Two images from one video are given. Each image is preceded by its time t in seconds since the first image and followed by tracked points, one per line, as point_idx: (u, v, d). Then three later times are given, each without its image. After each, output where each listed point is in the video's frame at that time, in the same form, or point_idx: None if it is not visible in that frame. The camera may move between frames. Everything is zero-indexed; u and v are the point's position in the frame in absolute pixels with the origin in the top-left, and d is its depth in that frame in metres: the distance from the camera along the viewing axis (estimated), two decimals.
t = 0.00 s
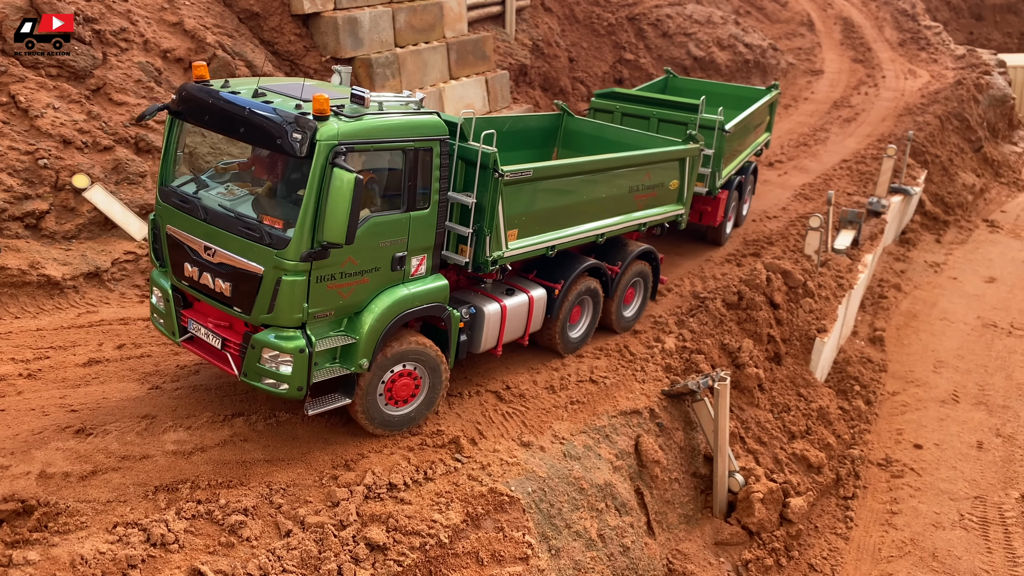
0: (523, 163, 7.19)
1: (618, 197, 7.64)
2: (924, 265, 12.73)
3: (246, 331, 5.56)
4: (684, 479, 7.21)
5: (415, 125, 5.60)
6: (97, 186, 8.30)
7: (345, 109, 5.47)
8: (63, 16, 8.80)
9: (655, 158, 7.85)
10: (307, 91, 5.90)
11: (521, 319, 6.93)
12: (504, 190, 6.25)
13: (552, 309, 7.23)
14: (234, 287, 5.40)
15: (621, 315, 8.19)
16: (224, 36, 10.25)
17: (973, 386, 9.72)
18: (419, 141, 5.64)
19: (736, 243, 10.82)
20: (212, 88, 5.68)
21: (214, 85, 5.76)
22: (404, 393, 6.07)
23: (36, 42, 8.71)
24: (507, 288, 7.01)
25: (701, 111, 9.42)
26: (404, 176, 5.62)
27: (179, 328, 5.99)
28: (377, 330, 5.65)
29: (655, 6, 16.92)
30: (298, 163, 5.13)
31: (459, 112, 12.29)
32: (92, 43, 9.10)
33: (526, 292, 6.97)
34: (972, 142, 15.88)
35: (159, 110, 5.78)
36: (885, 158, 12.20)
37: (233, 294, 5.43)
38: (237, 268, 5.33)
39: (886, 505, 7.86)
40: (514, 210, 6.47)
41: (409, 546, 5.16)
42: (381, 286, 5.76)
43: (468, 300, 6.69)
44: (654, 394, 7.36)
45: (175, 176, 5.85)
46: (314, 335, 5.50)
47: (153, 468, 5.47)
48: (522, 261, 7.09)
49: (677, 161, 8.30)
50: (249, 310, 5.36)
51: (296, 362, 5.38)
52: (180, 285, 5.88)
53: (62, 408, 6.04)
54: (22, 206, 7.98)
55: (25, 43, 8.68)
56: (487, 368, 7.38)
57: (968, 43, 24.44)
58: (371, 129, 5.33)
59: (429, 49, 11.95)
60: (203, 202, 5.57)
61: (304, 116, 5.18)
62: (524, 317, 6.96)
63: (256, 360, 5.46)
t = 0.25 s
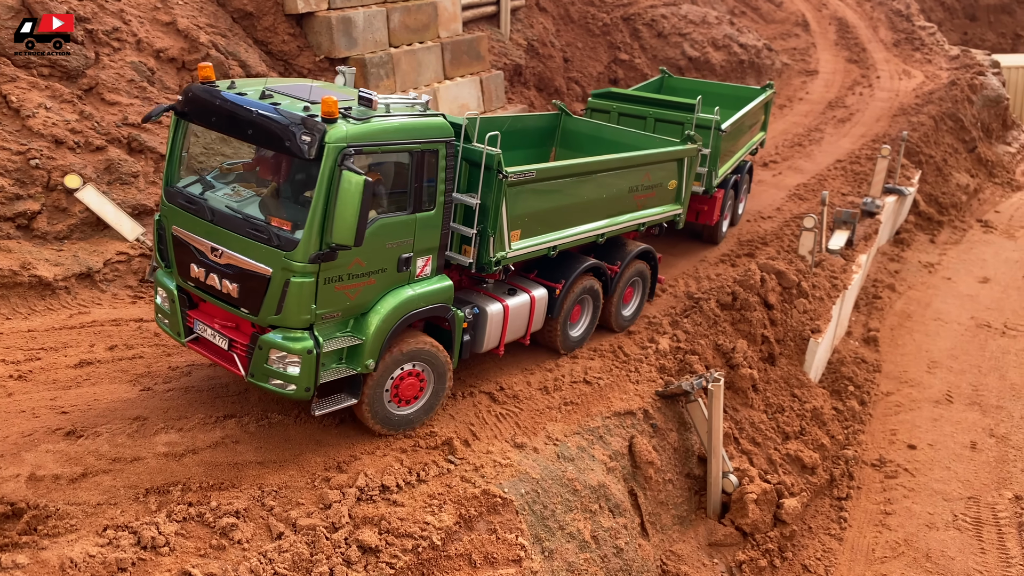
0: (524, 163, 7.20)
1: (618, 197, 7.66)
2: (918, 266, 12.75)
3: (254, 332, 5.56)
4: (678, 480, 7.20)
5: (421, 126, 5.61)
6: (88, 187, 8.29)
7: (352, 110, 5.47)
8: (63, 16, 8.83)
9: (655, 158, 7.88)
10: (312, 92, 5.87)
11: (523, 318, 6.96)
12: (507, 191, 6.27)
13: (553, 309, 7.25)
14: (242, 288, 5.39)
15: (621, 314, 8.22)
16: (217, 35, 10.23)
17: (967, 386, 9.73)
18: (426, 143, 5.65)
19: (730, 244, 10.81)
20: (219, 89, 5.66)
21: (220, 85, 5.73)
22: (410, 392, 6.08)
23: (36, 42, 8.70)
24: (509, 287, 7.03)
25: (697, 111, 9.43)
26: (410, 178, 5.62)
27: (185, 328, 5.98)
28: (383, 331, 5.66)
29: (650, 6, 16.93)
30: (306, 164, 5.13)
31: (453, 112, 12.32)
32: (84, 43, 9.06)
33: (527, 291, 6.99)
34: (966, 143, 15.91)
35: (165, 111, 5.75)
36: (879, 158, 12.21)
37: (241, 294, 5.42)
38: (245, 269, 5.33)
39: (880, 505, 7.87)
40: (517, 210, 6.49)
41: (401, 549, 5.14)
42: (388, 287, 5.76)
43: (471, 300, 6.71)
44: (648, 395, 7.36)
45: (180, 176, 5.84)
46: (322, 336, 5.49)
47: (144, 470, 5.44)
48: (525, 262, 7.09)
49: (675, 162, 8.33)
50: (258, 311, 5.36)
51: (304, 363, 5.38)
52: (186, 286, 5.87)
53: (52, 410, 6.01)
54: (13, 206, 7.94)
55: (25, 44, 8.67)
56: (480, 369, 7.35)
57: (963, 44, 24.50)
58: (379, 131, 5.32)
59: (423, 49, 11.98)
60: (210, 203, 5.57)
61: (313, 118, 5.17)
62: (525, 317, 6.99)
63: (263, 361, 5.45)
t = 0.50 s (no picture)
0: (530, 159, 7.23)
1: (622, 193, 7.71)
2: (913, 264, 12.77)
3: (269, 326, 5.57)
4: (672, 477, 7.19)
5: (436, 123, 5.64)
6: (82, 183, 8.24)
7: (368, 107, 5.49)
8: (63, 16, 8.84)
9: (657, 155, 7.93)
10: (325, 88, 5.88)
11: (529, 313, 7.02)
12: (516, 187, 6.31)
13: (558, 304, 7.30)
14: (257, 283, 5.40)
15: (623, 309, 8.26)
16: (212, 32, 10.21)
17: (962, 384, 9.74)
18: (440, 139, 5.68)
19: (726, 241, 10.80)
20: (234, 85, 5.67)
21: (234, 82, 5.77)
22: (422, 384, 6.11)
23: (36, 42, 8.71)
24: (515, 283, 7.07)
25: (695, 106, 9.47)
26: (424, 174, 5.65)
27: (199, 323, 5.98)
28: (397, 325, 5.68)
29: (646, 5, 16.94)
30: (321, 160, 5.17)
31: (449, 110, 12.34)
32: (78, 39, 9.02)
33: (534, 286, 7.04)
34: (961, 142, 15.93)
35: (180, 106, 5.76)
36: (874, 157, 12.21)
37: (256, 289, 5.43)
38: (261, 264, 5.34)
39: (875, 502, 7.87)
40: (524, 206, 6.53)
41: (395, 545, 5.11)
42: (401, 282, 5.78)
43: (479, 295, 6.74)
44: (643, 392, 7.34)
45: (194, 172, 5.82)
46: (337, 330, 5.51)
47: (136, 466, 5.40)
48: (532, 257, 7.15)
49: (677, 158, 8.38)
50: (274, 306, 5.38)
51: (321, 357, 5.41)
52: (200, 281, 5.86)
53: (44, 406, 5.98)
54: (6, 202, 7.90)
55: (25, 43, 8.70)
56: (475, 366, 7.33)
57: (958, 44, 24.55)
58: (395, 128, 5.35)
59: (418, 47, 11.99)
60: (225, 198, 5.57)
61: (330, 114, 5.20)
62: (532, 312, 7.04)
63: (278, 355, 5.46)
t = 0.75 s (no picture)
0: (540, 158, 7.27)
1: (629, 190, 7.78)
2: (910, 264, 12.78)
3: (290, 323, 5.57)
4: (670, 476, 7.17)
5: (454, 122, 5.67)
6: (77, 181, 8.20)
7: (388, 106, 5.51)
8: (63, 16, 8.80)
9: (663, 153, 8.01)
10: (342, 87, 5.88)
11: (540, 310, 7.05)
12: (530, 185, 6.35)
13: (567, 301, 7.34)
14: (278, 280, 5.40)
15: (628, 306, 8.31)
16: (208, 31, 10.20)
17: (959, 384, 9.74)
18: (457, 138, 5.70)
19: (723, 241, 10.79)
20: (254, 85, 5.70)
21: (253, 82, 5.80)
22: (438, 380, 6.13)
23: (36, 42, 8.66)
24: (526, 279, 7.10)
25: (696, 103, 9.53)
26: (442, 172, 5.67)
27: (218, 320, 5.99)
28: (415, 323, 5.69)
29: (643, 5, 16.94)
30: (340, 158, 5.20)
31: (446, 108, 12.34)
32: (74, 36, 8.97)
33: (544, 283, 7.08)
34: (958, 142, 15.96)
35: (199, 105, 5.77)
36: (872, 157, 12.21)
37: (277, 286, 5.43)
38: (282, 262, 5.34)
39: (873, 502, 7.85)
40: (538, 204, 6.58)
41: (392, 544, 5.08)
42: (419, 279, 5.80)
43: (491, 292, 6.77)
44: (641, 391, 7.32)
45: (213, 170, 5.83)
46: (357, 327, 5.51)
47: (132, 465, 5.36)
48: (542, 255, 7.16)
49: (682, 156, 8.47)
50: (294, 303, 5.38)
51: (342, 353, 5.42)
52: (219, 278, 5.87)
53: (38, 405, 5.93)
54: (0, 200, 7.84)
55: (25, 43, 8.65)
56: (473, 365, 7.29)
57: (954, 44, 24.61)
58: (415, 127, 5.38)
59: (416, 46, 11.98)
60: (245, 196, 5.58)
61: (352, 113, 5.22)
62: (542, 308, 7.08)
63: (299, 352, 5.46)
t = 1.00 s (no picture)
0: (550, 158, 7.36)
1: (637, 190, 7.90)
2: (908, 267, 12.78)
3: (311, 324, 5.66)
4: (669, 479, 7.15)
5: (472, 124, 5.75)
6: (74, 182, 8.17)
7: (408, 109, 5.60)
8: (63, 16, 8.84)
9: (669, 153, 8.14)
10: (360, 91, 6.00)
11: (551, 308, 7.12)
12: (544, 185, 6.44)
13: (577, 300, 7.41)
14: (301, 282, 5.49)
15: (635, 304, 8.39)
16: (205, 31, 10.19)
17: (958, 387, 9.74)
18: (476, 140, 5.79)
19: (721, 243, 10.78)
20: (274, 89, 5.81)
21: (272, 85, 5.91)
22: (456, 378, 6.22)
23: (36, 42, 8.65)
24: (537, 279, 7.17)
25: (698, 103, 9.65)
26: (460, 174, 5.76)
27: (238, 321, 6.08)
28: (434, 322, 5.78)
29: (641, 7, 16.96)
30: (362, 161, 5.30)
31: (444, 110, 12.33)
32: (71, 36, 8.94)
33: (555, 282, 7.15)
34: (955, 145, 15.98)
35: (219, 109, 5.88)
36: (869, 159, 12.22)
37: (299, 288, 5.52)
38: (305, 263, 5.43)
39: (872, 505, 7.84)
40: (551, 205, 6.68)
41: (390, 547, 5.04)
42: (438, 280, 5.88)
43: (504, 292, 6.84)
44: (640, 393, 7.30)
45: (232, 173, 5.94)
46: (378, 327, 5.60)
47: (128, 467, 5.32)
48: (552, 254, 7.26)
49: (686, 156, 8.60)
50: (317, 304, 5.47)
51: (365, 353, 5.50)
52: (239, 280, 5.96)
53: (34, 407, 5.89)
54: None
55: (25, 43, 8.62)
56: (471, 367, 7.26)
57: (951, 48, 24.67)
58: (436, 129, 5.46)
59: (414, 47, 11.97)
60: (266, 199, 5.68)
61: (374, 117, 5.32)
62: (554, 307, 7.14)
63: (322, 352, 5.56)
